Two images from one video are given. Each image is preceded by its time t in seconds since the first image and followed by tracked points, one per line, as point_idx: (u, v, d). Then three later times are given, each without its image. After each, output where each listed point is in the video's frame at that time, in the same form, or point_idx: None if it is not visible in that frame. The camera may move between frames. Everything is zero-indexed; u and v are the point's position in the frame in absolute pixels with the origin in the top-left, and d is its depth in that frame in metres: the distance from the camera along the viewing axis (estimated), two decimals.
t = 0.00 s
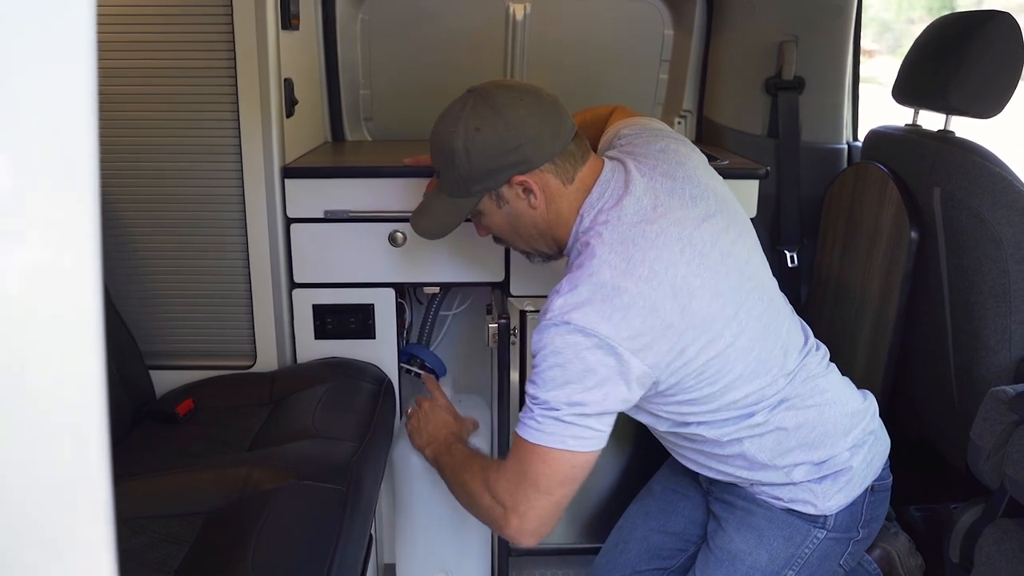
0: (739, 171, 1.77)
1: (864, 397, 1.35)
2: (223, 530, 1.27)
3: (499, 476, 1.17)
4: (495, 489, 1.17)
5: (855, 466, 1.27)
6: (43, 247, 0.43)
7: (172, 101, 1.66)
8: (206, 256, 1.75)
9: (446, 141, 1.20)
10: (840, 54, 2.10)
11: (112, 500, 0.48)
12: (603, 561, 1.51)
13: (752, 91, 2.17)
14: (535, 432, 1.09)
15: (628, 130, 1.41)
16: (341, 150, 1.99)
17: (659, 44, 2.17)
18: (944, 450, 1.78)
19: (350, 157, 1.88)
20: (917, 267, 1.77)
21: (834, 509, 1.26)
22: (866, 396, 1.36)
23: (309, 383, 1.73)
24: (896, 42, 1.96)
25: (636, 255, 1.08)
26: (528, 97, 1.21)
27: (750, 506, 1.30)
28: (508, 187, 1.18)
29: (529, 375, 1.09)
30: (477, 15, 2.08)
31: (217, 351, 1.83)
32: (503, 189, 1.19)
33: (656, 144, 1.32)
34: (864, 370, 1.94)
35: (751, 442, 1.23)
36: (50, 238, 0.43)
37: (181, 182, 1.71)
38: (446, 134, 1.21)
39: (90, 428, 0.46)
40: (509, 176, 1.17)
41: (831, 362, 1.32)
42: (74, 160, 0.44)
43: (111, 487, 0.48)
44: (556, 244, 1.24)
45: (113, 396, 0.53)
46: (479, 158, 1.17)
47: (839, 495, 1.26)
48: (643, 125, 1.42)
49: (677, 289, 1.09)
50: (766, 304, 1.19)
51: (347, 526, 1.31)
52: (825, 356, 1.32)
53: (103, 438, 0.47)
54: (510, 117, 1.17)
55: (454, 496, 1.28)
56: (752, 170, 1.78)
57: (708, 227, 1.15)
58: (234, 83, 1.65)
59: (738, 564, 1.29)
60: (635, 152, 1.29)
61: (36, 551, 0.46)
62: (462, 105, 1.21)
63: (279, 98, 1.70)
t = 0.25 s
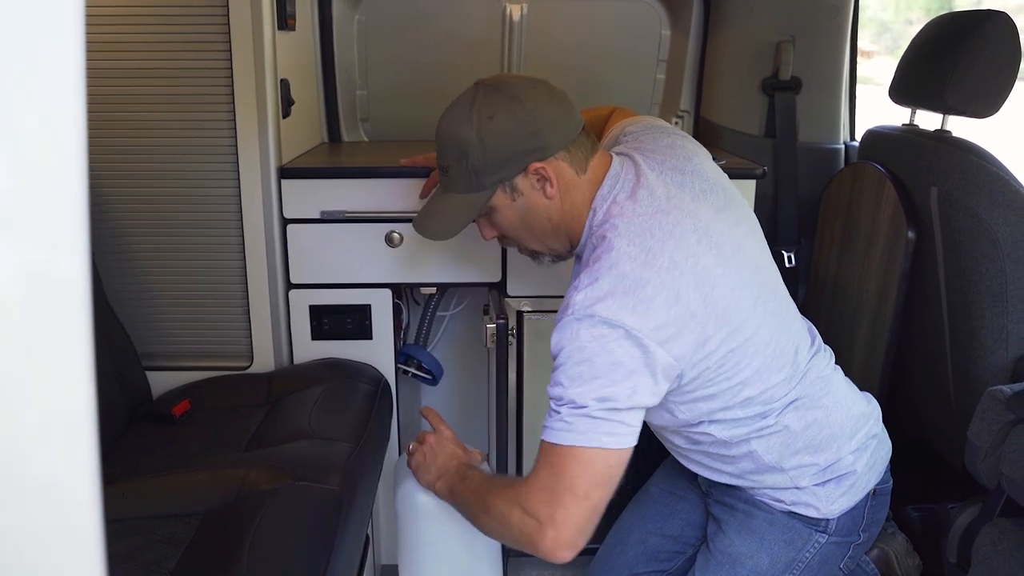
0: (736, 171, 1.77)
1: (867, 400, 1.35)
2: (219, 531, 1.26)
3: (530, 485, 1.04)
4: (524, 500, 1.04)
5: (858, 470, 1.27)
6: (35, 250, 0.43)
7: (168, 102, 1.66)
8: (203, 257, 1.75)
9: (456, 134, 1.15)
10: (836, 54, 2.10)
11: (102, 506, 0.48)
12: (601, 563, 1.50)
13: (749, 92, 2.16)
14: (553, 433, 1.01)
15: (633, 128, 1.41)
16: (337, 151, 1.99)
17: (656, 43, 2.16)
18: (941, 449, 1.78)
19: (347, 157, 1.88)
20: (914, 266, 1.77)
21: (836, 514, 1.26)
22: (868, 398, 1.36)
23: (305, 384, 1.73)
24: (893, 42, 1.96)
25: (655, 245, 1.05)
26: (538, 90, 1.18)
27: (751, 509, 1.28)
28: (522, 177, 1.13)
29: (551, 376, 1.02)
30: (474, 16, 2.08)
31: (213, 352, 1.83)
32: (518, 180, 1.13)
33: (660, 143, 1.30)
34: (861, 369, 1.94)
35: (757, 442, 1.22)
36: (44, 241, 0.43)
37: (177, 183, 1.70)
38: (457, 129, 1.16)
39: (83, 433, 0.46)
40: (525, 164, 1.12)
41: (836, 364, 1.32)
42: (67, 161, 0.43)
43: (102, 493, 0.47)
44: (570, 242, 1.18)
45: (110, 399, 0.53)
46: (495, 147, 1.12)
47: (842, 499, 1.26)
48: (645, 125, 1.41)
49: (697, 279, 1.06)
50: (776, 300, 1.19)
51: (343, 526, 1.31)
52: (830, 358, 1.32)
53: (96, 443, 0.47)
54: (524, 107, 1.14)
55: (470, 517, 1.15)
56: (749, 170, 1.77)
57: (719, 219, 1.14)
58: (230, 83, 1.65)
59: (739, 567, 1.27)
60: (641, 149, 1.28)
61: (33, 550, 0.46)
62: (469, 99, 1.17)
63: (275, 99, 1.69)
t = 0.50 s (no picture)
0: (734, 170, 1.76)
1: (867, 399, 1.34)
2: (215, 532, 1.26)
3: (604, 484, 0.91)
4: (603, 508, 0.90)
5: (859, 472, 1.27)
6: (24, 251, 0.42)
7: (163, 102, 1.66)
8: (199, 257, 1.75)
9: (474, 120, 1.10)
10: (834, 52, 2.09)
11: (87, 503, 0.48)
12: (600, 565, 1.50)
13: (747, 91, 2.16)
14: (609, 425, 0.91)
15: (635, 123, 1.39)
16: (334, 150, 1.99)
17: (653, 43, 2.16)
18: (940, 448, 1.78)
19: (343, 157, 1.87)
20: (912, 265, 1.76)
21: (836, 514, 1.25)
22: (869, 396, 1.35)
23: (302, 384, 1.73)
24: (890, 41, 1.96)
25: (683, 223, 1.00)
26: (543, 71, 1.15)
27: (749, 510, 1.28)
28: (543, 159, 1.07)
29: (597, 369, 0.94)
30: (471, 16, 2.08)
31: (210, 352, 1.82)
32: (539, 162, 1.07)
33: (664, 133, 1.27)
34: (859, 367, 1.93)
35: (763, 440, 1.20)
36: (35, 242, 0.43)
37: (173, 183, 1.70)
38: (473, 115, 1.11)
39: (69, 431, 0.46)
40: (546, 143, 1.07)
41: (841, 364, 1.30)
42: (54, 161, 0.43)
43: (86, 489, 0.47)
44: (591, 230, 1.11)
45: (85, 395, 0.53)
46: (520, 127, 1.07)
47: (842, 500, 1.26)
48: (647, 119, 1.39)
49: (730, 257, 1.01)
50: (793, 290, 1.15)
51: (339, 526, 1.31)
52: (835, 358, 1.30)
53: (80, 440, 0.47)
54: (537, 84, 1.11)
55: (538, 538, 1.00)
56: (747, 169, 1.77)
57: (737, 203, 1.10)
58: (225, 82, 1.64)
59: (737, 569, 1.27)
60: (647, 141, 1.24)
61: (25, 551, 0.46)
62: (481, 85, 1.12)
63: (270, 98, 1.69)
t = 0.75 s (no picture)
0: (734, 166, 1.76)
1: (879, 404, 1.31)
2: (215, 530, 1.26)
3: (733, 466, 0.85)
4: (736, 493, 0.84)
5: (871, 475, 1.24)
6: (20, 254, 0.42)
7: (162, 100, 1.65)
8: (199, 256, 1.74)
9: (517, 99, 1.08)
10: (835, 49, 2.09)
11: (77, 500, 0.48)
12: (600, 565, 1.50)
13: (748, 88, 2.15)
14: (713, 416, 0.86)
15: (646, 121, 1.37)
16: (334, 149, 1.98)
17: (654, 40, 2.17)
18: (942, 445, 1.78)
19: (343, 156, 1.87)
20: (913, 262, 1.76)
21: (846, 518, 1.23)
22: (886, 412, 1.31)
23: (302, 383, 1.72)
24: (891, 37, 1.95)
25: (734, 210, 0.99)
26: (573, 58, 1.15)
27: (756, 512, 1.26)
28: (586, 140, 1.06)
29: (681, 361, 0.89)
30: (471, 13, 2.07)
31: (210, 352, 1.82)
32: (582, 143, 1.06)
33: (674, 132, 1.26)
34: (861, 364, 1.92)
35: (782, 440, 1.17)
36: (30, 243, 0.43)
37: (172, 182, 1.69)
38: (517, 92, 1.09)
39: (61, 432, 0.46)
40: (590, 121, 1.06)
41: (855, 368, 1.28)
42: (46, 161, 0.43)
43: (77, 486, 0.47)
44: (626, 216, 1.09)
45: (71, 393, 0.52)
46: (566, 104, 1.06)
47: (852, 504, 1.23)
48: (660, 117, 1.38)
49: (777, 242, 1.00)
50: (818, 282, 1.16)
51: (339, 524, 1.30)
52: (850, 361, 1.28)
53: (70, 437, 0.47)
54: (575, 66, 1.11)
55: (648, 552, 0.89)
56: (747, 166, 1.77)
57: (763, 196, 1.10)
58: (224, 80, 1.64)
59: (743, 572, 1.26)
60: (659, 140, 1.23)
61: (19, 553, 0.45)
62: (520, 64, 1.11)
63: (270, 97, 1.69)
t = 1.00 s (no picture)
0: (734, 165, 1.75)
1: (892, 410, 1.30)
2: (213, 530, 1.25)
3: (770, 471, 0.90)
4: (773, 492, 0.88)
5: (882, 480, 1.24)
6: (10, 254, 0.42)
7: (163, 99, 1.65)
8: (200, 256, 1.74)
9: (558, 82, 1.09)
10: (835, 47, 2.08)
11: (70, 502, 0.47)
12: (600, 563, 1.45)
13: (749, 87, 2.15)
14: (753, 422, 0.90)
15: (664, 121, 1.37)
16: (334, 148, 1.98)
17: (654, 39, 2.18)
18: (944, 444, 1.77)
19: (343, 155, 1.87)
20: (914, 261, 1.75)
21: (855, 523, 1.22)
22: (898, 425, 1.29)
23: (302, 383, 1.72)
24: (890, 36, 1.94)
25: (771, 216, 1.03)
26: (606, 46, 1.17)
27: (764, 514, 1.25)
28: (624, 127, 1.08)
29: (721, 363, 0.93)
30: (471, 12, 2.07)
31: (210, 351, 1.81)
32: (621, 130, 1.08)
33: (697, 132, 1.27)
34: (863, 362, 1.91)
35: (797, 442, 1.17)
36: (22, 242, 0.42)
37: (172, 182, 1.69)
38: (557, 75, 1.10)
39: (54, 434, 0.45)
40: (628, 108, 1.08)
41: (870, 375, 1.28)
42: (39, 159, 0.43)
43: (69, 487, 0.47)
44: (656, 207, 1.12)
45: (66, 393, 0.52)
46: (608, 87, 1.07)
47: (862, 509, 1.22)
48: (680, 116, 1.37)
49: (809, 247, 1.04)
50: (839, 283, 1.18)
51: (338, 524, 1.30)
52: (866, 368, 1.27)
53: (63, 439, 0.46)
54: (611, 52, 1.12)
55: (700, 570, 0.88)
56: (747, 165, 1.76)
57: (788, 197, 1.13)
58: (224, 79, 1.64)
59: None
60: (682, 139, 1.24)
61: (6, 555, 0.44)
62: (561, 49, 1.12)
63: (269, 95, 1.68)
